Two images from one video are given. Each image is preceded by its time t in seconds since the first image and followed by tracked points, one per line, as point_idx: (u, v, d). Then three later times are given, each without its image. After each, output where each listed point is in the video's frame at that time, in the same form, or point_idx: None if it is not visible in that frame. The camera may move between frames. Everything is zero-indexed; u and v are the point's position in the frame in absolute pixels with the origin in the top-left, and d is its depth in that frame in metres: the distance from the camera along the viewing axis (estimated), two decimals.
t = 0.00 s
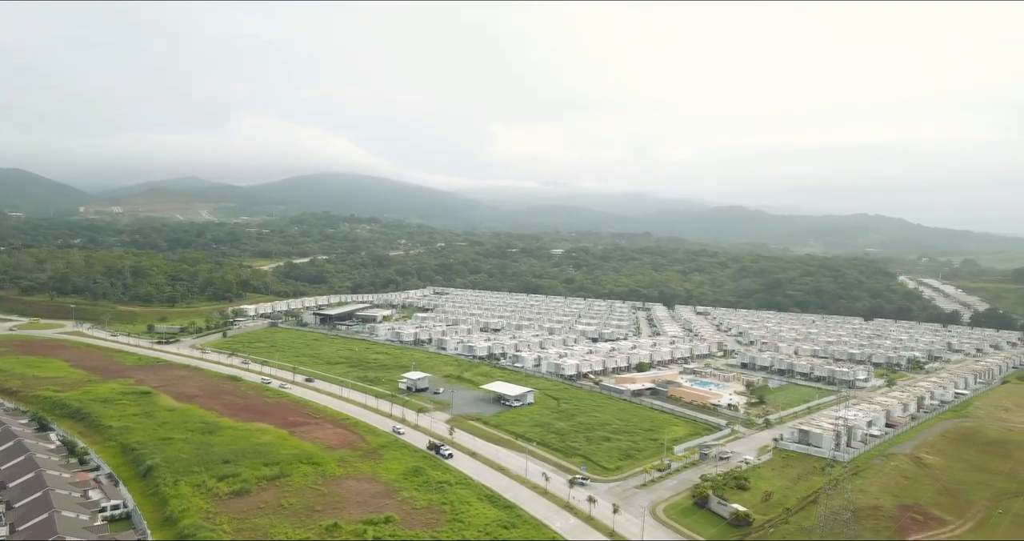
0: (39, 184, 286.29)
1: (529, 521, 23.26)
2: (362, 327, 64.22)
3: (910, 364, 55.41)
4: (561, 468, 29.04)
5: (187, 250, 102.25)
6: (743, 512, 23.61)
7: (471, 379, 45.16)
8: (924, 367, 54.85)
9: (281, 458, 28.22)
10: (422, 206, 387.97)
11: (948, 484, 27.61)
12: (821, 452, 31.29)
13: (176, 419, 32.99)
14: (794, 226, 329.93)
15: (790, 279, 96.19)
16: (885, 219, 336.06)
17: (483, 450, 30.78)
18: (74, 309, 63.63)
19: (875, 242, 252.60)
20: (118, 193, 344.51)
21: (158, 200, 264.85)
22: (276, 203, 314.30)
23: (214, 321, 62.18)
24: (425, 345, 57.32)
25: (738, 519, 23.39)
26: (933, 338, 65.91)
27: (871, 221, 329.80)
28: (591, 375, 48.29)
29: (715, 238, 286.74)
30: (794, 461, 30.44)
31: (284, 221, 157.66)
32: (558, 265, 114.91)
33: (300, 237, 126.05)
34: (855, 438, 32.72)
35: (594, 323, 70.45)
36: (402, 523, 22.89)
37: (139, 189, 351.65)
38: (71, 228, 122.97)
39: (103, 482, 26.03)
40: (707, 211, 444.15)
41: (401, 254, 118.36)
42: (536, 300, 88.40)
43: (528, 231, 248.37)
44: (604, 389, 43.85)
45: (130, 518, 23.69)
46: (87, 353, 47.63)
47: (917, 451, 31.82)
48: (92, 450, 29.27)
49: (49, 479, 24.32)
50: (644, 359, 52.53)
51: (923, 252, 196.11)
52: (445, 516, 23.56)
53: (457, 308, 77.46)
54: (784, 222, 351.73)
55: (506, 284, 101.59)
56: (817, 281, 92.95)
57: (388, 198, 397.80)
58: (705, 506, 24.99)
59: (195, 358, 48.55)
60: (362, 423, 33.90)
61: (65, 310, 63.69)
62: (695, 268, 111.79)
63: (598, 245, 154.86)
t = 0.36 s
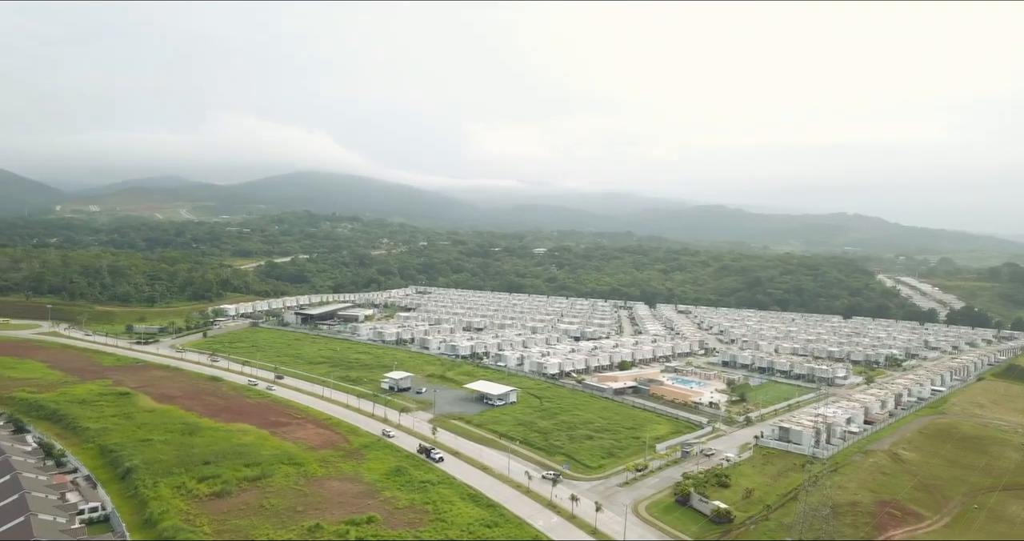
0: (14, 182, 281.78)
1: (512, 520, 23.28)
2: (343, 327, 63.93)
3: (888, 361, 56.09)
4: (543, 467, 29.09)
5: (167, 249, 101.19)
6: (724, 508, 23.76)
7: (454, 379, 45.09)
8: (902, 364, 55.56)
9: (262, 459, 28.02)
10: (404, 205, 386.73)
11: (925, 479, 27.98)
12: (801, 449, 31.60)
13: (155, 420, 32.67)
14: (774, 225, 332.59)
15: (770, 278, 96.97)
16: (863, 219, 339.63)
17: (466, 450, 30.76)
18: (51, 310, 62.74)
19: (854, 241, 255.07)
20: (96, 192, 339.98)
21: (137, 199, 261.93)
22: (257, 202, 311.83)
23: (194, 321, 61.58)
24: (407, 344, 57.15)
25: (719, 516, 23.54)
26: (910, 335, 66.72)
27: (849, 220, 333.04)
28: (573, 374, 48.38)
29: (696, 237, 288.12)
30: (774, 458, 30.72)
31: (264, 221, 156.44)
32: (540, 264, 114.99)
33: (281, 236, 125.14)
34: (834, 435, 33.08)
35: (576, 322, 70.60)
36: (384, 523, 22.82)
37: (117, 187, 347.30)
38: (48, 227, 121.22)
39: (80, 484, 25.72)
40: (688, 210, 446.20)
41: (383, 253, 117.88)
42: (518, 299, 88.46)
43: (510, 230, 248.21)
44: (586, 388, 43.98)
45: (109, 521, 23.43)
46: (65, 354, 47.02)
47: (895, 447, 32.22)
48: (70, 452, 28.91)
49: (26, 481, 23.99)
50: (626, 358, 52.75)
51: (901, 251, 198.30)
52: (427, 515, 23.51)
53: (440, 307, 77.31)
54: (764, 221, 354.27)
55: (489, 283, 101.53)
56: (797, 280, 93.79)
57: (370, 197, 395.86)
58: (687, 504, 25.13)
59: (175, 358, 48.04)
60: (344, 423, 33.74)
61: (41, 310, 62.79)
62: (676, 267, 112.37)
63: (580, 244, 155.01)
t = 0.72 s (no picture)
0: None
1: (497, 519, 23.30)
2: (327, 327, 63.64)
3: (868, 358, 56.72)
4: (527, 466, 29.13)
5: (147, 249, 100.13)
6: (707, 506, 23.94)
7: (438, 378, 45.02)
8: (882, 361, 56.21)
9: (245, 460, 27.83)
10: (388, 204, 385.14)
11: (904, 475, 28.33)
12: (783, 446, 31.88)
13: (136, 421, 32.37)
14: (756, 225, 335.00)
15: (752, 277, 97.68)
16: (844, 218, 342.62)
17: (450, 449, 30.72)
18: (29, 310, 61.93)
19: (835, 240, 256.71)
20: (75, 190, 336.05)
21: (118, 198, 259.01)
22: (239, 202, 309.25)
23: (175, 321, 61.02)
24: (391, 344, 57.00)
25: (702, 513, 23.70)
26: (890, 333, 67.49)
27: (830, 219, 336.18)
28: (558, 373, 48.47)
29: (679, 236, 289.36)
30: (757, 456, 30.96)
31: (247, 219, 155.34)
32: (525, 263, 115.10)
33: (263, 235, 124.37)
34: (816, 432, 33.39)
35: (560, 321, 70.73)
36: (368, 523, 22.74)
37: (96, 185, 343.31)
38: (26, 226, 119.67)
39: (60, 487, 25.41)
40: (671, 209, 447.26)
41: (367, 252, 117.51)
42: (503, 298, 88.49)
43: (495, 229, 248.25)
44: (570, 387, 44.06)
45: (89, 523, 23.17)
46: (44, 355, 46.42)
47: (875, 444, 32.59)
48: (49, 454, 28.56)
49: (4, 484, 23.68)
50: (609, 356, 52.94)
51: (880, 249, 200.49)
52: (412, 515, 23.47)
53: (424, 307, 77.17)
54: (747, 220, 356.23)
55: (473, 282, 101.49)
56: (779, 279, 94.50)
57: (354, 195, 394.11)
58: (670, 501, 25.26)
59: (156, 358, 47.61)
60: (328, 423, 33.59)
61: (19, 310, 61.97)
62: (660, 266, 112.91)
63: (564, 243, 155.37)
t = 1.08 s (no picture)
0: None
1: (482, 518, 23.30)
2: (311, 326, 63.35)
3: (850, 356, 57.25)
4: (512, 464, 29.15)
5: (128, 248, 99.15)
6: (692, 503, 24.05)
7: (423, 377, 44.89)
8: (863, 359, 56.76)
9: (228, 460, 27.64)
10: (372, 203, 383.33)
11: (886, 471, 28.62)
12: (766, 444, 32.11)
13: (118, 422, 32.08)
14: (740, 224, 337.00)
15: (736, 275, 98.26)
16: (826, 217, 345.44)
17: (436, 448, 30.67)
18: (8, 310, 61.14)
19: (817, 239, 258.03)
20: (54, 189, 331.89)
21: (98, 197, 255.93)
22: (222, 200, 306.61)
23: (157, 321, 60.47)
24: (376, 343, 56.82)
25: (686, 511, 23.83)
26: (871, 331, 68.12)
27: (813, 218, 338.85)
28: (543, 372, 48.52)
29: (662, 235, 290.70)
30: (740, 453, 31.17)
31: (230, 218, 154.18)
32: (509, 262, 115.11)
33: (247, 234, 123.58)
34: (799, 430, 33.65)
35: (545, 320, 70.81)
36: (353, 523, 22.67)
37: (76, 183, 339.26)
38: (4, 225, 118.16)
39: (39, 488, 25.10)
40: (655, 208, 448.25)
41: (351, 251, 117.11)
42: (487, 297, 88.47)
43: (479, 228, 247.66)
44: (556, 385, 44.14)
45: (69, 525, 22.91)
46: (24, 355, 45.86)
47: (857, 441, 32.89)
48: (28, 455, 28.21)
49: None
50: (594, 355, 53.09)
51: (862, 248, 202.46)
52: (397, 514, 23.42)
53: (408, 305, 77.03)
54: (730, 219, 358.25)
55: (458, 281, 101.41)
56: (762, 278, 95.18)
57: (338, 195, 391.91)
58: (655, 499, 25.36)
59: (138, 358, 47.17)
60: (312, 423, 33.43)
61: None
62: (644, 265, 113.35)
63: (549, 242, 155.63)
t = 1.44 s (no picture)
0: None
1: (467, 517, 23.29)
2: (294, 325, 63.00)
3: (831, 354, 57.79)
4: (497, 463, 29.15)
5: (108, 247, 98.13)
6: (676, 501, 24.17)
7: (407, 377, 44.78)
8: (845, 357, 57.31)
9: (211, 461, 27.45)
10: (356, 201, 381.36)
11: (867, 468, 28.93)
12: (749, 441, 32.34)
13: (99, 423, 31.74)
14: (723, 223, 338.73)
15: (719, 274, 98.81)
16: (808, 216, 347.84)
17: (421, 448, 30.62)
18: None
19: (800, 238, 259.44)
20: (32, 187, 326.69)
21: (78, 195, 252.86)
22: (204, 199, 303.90)
23: (138, 321, 59.89)
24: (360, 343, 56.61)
25: (670, 508, 23.94)
26: (852, 329, 68.78)
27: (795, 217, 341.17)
28: (528, 370, 48.55)
29: (647, 234, 291.11)
30: (724, 451, 31.37)
31: (212, 217, 152.90)
32: (494, 261, 115.08)
33: (229, 233, 122.62)
34: (781, 427, 33.94)
35: (530, 318, 70.87)
36: (337, 523, 22.59)
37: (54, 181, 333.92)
38: None
39: (18, 491, 24.79)
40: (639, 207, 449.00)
41: (335, 250, 116.50)
42: (472, 296, 88.35)
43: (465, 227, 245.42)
44: (540, 383, 44.23)
45: (49, 527, 22.67)
46: (2, 356, 45.28)
47: (839, 438, 33.21)
48: (6, 458, 27.85)
49: None
50: (578, 353, 53.23)
51: (844, 247, 204.11)
52: (381, 514, 23.37)
53: (393, 305, 76.84)
54: (714, 218, 359.99)
55: (442, 280, 101.23)
56: (745, 277, 95.81)
57: (321, 193, 388.50)
58: (639, 497, 25.47)
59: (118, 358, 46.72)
60: (296, 423, 33.28)
61: None
62: (628, 263, 113.75)
63: (534, 241, 155.74)
